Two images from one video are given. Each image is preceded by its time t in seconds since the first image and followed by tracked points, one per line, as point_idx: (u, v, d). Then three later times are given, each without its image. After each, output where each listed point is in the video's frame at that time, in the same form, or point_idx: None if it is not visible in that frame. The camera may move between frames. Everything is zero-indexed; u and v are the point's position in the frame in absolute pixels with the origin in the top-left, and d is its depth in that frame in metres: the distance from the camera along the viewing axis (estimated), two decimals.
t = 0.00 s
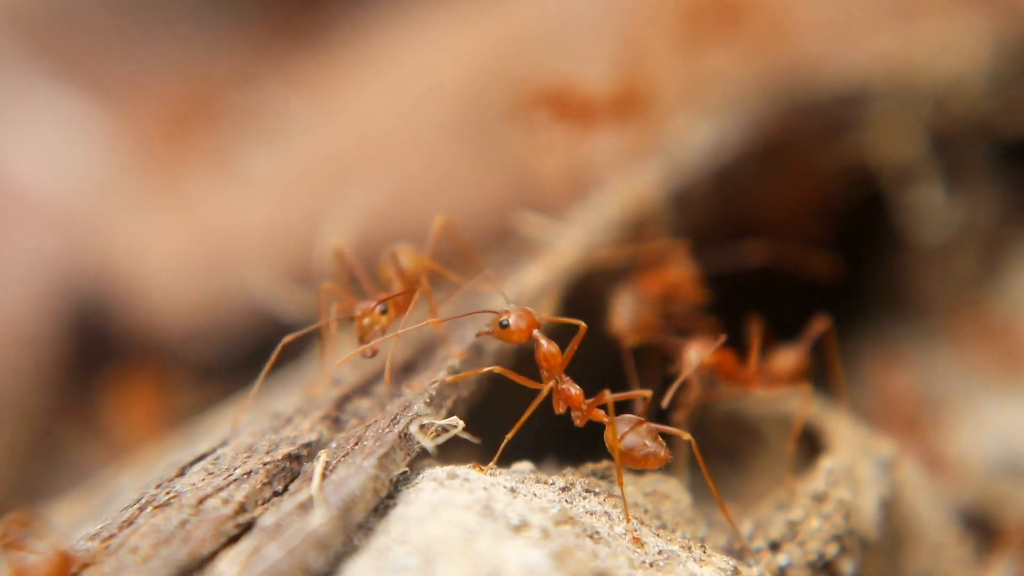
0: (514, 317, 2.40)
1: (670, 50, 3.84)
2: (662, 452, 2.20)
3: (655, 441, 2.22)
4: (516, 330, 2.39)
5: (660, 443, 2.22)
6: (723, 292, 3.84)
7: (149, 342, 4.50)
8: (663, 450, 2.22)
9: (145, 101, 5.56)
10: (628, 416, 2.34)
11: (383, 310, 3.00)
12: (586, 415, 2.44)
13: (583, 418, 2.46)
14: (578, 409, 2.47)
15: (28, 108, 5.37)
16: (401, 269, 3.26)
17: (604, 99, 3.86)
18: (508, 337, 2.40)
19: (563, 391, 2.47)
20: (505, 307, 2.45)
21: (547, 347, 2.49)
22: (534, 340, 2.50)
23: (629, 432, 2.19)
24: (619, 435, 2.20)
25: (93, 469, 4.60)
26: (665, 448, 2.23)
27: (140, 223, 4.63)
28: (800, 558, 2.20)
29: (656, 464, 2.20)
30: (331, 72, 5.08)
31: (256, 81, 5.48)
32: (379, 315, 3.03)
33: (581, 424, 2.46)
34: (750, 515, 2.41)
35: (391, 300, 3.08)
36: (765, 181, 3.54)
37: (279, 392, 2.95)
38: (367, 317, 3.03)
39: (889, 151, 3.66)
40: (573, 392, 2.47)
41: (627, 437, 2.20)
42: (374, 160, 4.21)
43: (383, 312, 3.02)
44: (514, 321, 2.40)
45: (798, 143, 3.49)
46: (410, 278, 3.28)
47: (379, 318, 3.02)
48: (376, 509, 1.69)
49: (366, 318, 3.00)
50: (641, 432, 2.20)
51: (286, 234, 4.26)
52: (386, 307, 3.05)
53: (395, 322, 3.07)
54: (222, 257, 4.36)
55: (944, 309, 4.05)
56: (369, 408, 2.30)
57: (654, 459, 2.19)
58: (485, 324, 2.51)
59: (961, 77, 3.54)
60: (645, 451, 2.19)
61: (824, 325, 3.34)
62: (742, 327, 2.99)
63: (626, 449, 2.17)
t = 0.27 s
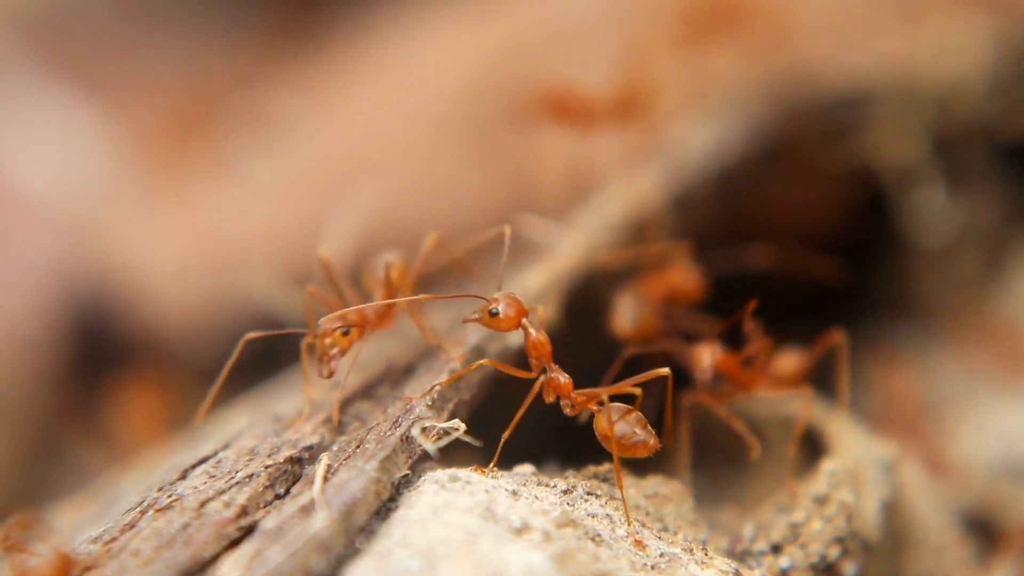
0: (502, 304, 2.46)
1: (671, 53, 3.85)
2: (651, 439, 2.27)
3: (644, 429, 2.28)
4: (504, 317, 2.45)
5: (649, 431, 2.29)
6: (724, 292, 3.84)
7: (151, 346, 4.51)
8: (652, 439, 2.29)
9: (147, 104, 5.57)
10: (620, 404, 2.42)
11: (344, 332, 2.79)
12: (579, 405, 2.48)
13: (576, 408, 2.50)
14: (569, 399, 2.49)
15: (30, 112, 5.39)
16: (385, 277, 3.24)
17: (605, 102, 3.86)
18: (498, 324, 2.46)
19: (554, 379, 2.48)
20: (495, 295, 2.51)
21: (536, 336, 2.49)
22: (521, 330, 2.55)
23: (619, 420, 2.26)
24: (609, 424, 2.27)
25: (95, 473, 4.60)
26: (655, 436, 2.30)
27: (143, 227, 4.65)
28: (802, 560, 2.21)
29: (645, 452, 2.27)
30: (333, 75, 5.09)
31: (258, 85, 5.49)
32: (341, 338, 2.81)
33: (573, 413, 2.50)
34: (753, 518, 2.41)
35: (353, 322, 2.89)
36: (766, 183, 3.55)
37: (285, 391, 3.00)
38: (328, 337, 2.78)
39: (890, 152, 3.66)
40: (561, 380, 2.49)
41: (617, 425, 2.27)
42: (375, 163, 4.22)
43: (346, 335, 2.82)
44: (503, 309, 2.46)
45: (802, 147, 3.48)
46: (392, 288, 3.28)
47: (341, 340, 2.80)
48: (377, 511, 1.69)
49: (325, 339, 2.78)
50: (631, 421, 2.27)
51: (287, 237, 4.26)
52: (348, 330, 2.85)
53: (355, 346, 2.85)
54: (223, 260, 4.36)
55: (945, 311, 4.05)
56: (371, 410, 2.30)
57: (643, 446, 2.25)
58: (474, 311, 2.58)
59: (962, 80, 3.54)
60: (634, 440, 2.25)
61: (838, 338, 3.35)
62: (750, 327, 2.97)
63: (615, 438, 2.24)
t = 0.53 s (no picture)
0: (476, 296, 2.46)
1: (674, 54, 3.85)
2: (636, 424, 2.30)
3: (628, 414, 2.32)
4: (482, 311, 2.46)
5: (633, 415, 2.32)
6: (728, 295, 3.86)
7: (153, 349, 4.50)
8: (637, 423, 2.32)
9: (149, 107, 5.57)
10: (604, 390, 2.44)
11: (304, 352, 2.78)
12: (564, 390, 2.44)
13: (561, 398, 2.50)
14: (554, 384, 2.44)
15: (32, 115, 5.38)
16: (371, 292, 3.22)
17: (608, 103, 3.86)
18: (473, 318, 2.48)
19: (536, 367, 2.40)
20: (471, 288, 2.51)
21: (516, 323, 2.41)
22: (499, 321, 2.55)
23: (604, 406, 2.30)
24: (594, 409, 2.31)
25: (97, 475, 4.59)
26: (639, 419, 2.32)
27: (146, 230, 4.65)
28: (804, 562, 2.22)
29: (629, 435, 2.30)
30: (336, 77, 5.09)
31: (261, 87, 5.49)
32: (300, 360, 2.78)
33: (560, 403, 2.50)
34: (755, 519, 2.42)
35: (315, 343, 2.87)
36: (769, 185, 3.55)
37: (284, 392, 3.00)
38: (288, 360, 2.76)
39: (893, 154, 3.65)
40: (544, 366, 2.40)
41: (602, 410, 2.31)
42: (378, 165, 4.22)
43: (305, 356, 2.79)
44: (481, 301, 2.47)
45: (804, 150, 3.49)
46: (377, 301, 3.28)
47: (301, 362, 2.77)
48: (380, 514, 1.69)
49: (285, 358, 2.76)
50: (615, 406, 2.32)
51: (290, 239, 4.26)
52: (309, 351, 2.82)
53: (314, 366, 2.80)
54: (226, 262, 4.36)
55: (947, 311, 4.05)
56: (373, 412, 2.30)
57: (627, 432, 2.29)
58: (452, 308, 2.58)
59: (964, 82, 3.54)
60: (619, 425, 2.29)
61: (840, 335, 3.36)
62: (751, 326, 3.01)
63: (600, 423, 2.28)
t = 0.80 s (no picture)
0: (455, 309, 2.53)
1: (675, 56, 3.85)
2: (625, 420, 2.37)
3: (616, 410, 2.37)
4: (461, 322, 2.52)
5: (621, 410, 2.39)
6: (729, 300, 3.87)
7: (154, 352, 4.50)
8: (625, 418, 2.39)
9: (150, 110, 5.57)
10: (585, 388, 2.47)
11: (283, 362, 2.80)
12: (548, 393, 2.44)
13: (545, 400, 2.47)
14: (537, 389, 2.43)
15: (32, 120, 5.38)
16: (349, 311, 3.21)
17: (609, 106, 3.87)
18: (454, 330, 2.53)
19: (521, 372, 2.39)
20: (445, 303, 2.58)
21: (496, 331, 2.43)
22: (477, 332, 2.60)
23: (594, 404, 2.33)
24: (584, 408, 2.34)
25: (98, 479, 4.58)
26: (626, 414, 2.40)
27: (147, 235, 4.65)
28: (806, 564, 2.22)
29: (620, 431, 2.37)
30: (337, 80, 5.10)
31: (262, 90, 5.50)
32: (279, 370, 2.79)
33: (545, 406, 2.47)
34: (757, 522, 2.42)
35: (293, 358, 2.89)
36: (770, 188, 3.55)
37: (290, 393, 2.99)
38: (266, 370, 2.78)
39: (894, 156, 3.65)
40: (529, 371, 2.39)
41: (592, 409, 2.34)
42: (379, 168, 4.22)
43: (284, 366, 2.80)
44: (457, 313, 2.53)
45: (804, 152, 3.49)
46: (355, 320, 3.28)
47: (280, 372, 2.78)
48: (382, 517, 1.69)
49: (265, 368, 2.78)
50: (604, 403, 2.36)
51: (292, 242, 4.26)
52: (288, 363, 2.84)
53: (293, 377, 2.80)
54: (227, 265, 4.37)
55: (948, 313, 4.05)
56: (374, 415, 2.31)
57: (619, 427, 2.35)
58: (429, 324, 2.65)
59: (964, 84, 3.54)
60: (610, 421, 2.34)
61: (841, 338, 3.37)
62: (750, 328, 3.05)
63: (593, 422, 2.32)
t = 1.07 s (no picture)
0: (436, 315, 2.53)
1: (676, 56, 3.87)
2: (614, 415, 2.38)
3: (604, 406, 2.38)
4: (441, 328, 2.51)
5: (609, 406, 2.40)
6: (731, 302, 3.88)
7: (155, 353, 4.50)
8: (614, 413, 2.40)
9: (151, 111, 5.57)
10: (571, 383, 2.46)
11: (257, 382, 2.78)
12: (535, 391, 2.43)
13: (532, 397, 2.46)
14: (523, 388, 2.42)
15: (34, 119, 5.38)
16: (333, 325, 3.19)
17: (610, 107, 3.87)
18: (435, 334, 2.52)
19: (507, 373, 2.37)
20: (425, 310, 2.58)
21: (475, 334, 2.40)
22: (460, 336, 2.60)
23: (583, 403, 2.34)
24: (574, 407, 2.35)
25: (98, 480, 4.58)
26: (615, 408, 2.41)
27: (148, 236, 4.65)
28: (807, 565, 2.22)
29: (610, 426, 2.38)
30: (339, 82, 5.11)
31: (264, 92, 5.50)
32: (254, 391, 2.78)
33: (533, 405, 2.46)
34: (758, 523, 2.42)
35: (270, 375, 2.87)
36: (770, 190, 3.55)
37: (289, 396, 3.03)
38: (240, 392, 2.77)
39: (894, 157, 3.65)
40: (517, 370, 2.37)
41: (581, 408, 2.35)
42: (380, 170, 4.22)
43: (260, 387, 2.79)
44: (437, 320, 2.53)
45: (804, 154, 3.49)
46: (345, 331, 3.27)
47: (254, 394, 2.77)
48: (383, 518, 1.69)
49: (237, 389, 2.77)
50: (592, 400, 2.36)
51: (293, 244, 4.26)
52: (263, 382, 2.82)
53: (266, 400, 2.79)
54: (229, 266, 4.37)
55: (949, 314, 4.04)
56: (376, 416, 2.32)
57: (609, 424, 2.37)
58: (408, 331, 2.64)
59: (965, 86, 3.54)
60: (600, 417, 2.36)
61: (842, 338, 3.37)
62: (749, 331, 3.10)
63: (584, 421, 2.34)
